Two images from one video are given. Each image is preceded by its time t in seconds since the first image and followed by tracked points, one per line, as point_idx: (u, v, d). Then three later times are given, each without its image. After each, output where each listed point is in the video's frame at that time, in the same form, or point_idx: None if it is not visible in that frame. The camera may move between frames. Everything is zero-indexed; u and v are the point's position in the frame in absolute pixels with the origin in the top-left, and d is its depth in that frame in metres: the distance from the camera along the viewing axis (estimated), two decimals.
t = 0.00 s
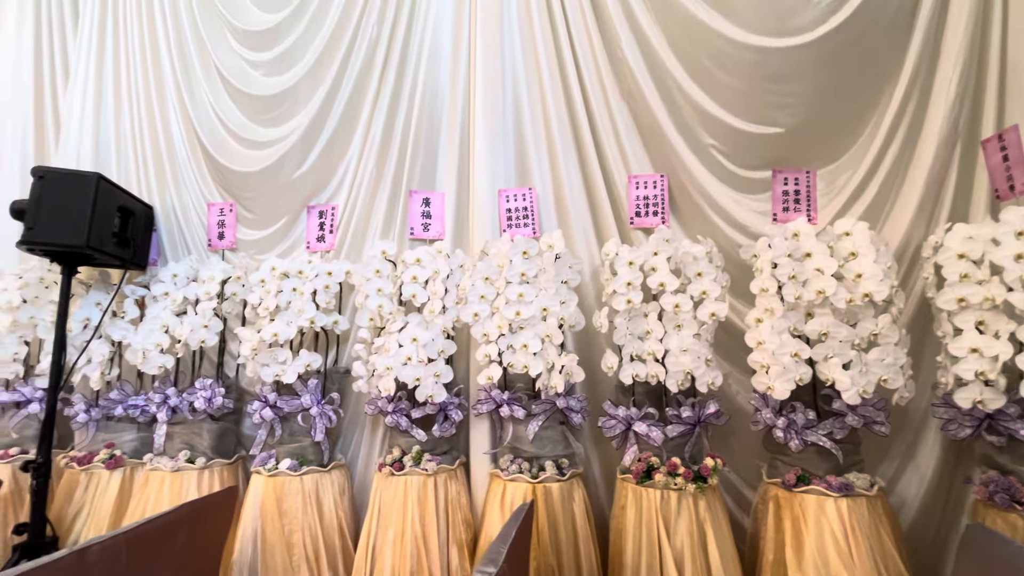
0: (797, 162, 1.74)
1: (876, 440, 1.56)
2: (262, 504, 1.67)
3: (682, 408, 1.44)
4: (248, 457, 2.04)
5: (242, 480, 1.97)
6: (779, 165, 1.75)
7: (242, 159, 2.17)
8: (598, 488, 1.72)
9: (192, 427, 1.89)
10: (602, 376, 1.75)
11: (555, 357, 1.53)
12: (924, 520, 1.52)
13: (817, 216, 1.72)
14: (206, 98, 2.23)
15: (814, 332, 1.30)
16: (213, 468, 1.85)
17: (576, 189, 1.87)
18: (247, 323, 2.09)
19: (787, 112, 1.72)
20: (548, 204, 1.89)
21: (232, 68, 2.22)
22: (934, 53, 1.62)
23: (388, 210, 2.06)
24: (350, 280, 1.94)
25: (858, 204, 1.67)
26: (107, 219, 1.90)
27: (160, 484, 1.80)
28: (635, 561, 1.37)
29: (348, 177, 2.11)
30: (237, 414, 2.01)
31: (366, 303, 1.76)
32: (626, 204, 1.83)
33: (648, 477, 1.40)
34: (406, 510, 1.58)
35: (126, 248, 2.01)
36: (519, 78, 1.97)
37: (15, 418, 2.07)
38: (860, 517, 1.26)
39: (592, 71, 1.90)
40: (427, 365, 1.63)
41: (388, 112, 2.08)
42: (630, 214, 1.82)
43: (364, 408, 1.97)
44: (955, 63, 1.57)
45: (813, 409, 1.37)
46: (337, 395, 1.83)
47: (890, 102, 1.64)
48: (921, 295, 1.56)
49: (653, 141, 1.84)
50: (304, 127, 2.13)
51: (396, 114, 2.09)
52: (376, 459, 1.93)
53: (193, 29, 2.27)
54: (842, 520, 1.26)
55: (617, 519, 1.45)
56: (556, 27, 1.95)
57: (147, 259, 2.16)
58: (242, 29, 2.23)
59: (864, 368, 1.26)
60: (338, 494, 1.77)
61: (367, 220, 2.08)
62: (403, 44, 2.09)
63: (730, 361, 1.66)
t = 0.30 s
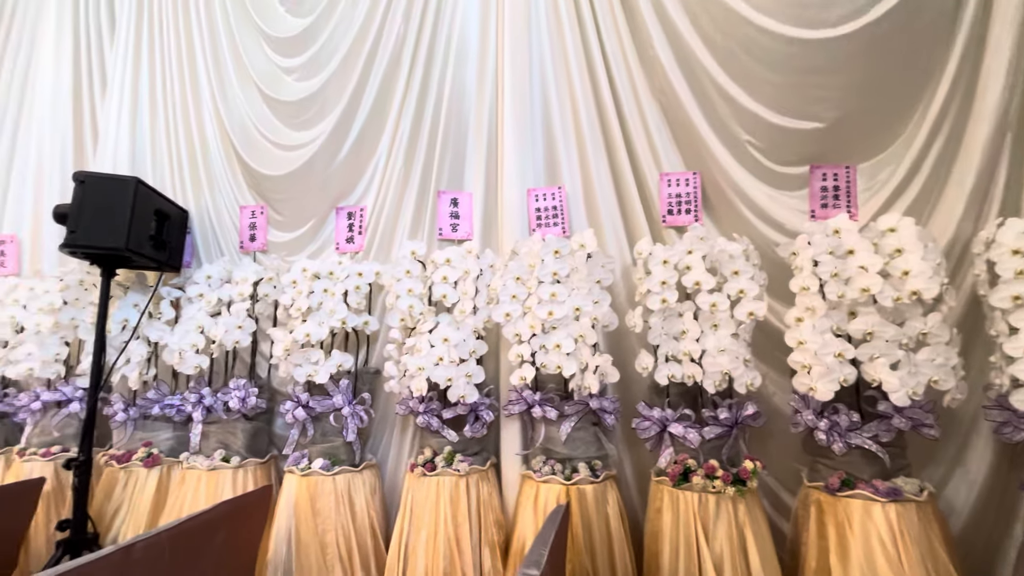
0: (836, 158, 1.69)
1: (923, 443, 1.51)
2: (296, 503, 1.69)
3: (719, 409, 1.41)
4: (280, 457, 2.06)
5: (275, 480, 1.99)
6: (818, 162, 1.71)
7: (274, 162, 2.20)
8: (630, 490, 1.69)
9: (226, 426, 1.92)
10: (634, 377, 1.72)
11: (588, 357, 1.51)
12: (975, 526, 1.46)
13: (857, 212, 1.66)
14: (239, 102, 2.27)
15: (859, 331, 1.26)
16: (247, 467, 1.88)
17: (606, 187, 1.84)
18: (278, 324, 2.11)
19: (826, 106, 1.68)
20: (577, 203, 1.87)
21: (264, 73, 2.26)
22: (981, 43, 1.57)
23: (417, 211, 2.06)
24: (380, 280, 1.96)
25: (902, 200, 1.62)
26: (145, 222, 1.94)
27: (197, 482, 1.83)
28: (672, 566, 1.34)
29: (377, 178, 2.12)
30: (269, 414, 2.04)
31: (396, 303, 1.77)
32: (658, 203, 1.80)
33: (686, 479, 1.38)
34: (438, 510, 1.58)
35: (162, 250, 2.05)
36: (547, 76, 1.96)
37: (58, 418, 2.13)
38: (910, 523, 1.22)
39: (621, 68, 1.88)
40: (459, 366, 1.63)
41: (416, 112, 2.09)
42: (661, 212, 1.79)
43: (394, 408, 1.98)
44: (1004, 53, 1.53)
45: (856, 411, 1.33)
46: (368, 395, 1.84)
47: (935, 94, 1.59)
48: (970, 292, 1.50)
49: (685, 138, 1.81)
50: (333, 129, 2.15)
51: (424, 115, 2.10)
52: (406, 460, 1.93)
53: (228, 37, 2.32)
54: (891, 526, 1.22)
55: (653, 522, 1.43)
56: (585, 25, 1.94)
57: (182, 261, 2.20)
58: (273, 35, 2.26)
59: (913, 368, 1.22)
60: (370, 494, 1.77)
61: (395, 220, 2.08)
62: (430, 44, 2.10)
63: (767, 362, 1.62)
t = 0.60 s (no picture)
0: (881, 150, 1.64)
1: (978, 447, 1.44)
2: (332, 500, 1.71)
3: (760, 410, 1.36)
4: (315, 455, 2.08)
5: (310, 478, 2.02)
6: (862, 154, 1.65)
7: (308, 163, 2.23)
8: (666, 492, 1.65)
9: (262, 424, 1.95)
10: (670, 377, 1.68)
11: (625, 356, 1.49)
12: None
13: (904, 205, 1.60)
14: (273, 105, 2.31)
15: (911, 330, 1.21)
16: (283, 464, 1.91)
17: (640, 184, 1.81)
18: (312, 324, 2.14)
19: (872, 96, 1.62)
20: (610, 201, 1.85)
21: (297, 77, 2.29)
22: None
23: (448, 210, 2.06)
24: (412, 280, 1.97)
25: (952, 193, 1.56)
26: (184, 224, 1.99)
27: (236, 479, 1.87)
28: (713, 570, 1.30)
29: (407, 178, 2.13)
30: (304, 412, 2.07)
31: (429, 303, 1.77)
32: (693, 199, 1.77)
33: (727, 481, 1.34)
34: (473, 510, 1.58)
35: (201, 252, 2.10)
36: (578, 73, 1.94)
37: (102, 415, 2.20)
38: (966, 530, 1.17)
39: (655, 63, 1.86)
40: (492, 365, 1.63)
41: (446, 111, 2.09)
42: (697, 209, 1.75)
43: (427, 407, 1.98)
44: None
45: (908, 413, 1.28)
46: (402, 394, 1.85)
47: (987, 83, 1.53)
48: None
49: (721, 132, 1.77)
50: (365, 129, 2.16)
51: (454, 114, 2.10)
52: (439, 459, 1.94)
53: (262, 41, 2.36)
54: (946, 533, 1.17)
55: (691, 525, 1.40)
56: (616, 21, 1.92)
57: (218, 262, 2.24)
58: (306, 37, 2.29)
59: (971, 368, 1.17)
60: (404, 492, 1.78)
61: (427, 220, 2.09)
62: (460, 43, 2.10)
63: (809, 362, 1.57)
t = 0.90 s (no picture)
0: (935, 141, 1.56)
1: None
2: (370, 499, 1.73)
3: (807, 412, 1.32)
4: (352, 453, 2.11)
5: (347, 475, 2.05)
6: (914, 146, 1.58)
7: (343, 165, 2.26)
8: (706, 496, 1.61)
9: (301, 422, 1.98)
10: (709, 378, 1.64)
11: (665, 355, 1.46)
12: None
13: (960, 198, 1.53)
14: (309, 109, 2.35)
15: (973, 328, 1.15)
16: (322, 462, 1.93)
17: (677, 181, 1.78)
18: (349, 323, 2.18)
19: (927, 84, 1.54)
20: (646, 198, 1.81)
21: (333, 80, 2.33)
22: None
23: (482, 210, 2.06)
24: (446, 280, 1.97)
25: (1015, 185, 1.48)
26: (226, 227, 2.04)
27: (276, 476, 1.90)
28: None
29: (441, 178, 2.14)
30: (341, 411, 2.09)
31: (464, 302, 1.77)
32: (732, 194, 1.72)
33: (773, 485, 1.29)
34: (510, 510, 1.57)
35: (242, 254, 2.15)
36: (612, 69, 1.92)
37: (149, 412, 2.28)
38: None
39: (692, 57, 1.82)
40: (529, 364, 1.63)
41: (480, 111, 2.09)
42: (737, 205, 1.70)
43: (461, 406, 1.99)
44: None
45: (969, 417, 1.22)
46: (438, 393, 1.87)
47: None
48: None
49: (761, 126, 1.72)
50: (399, 131, 2.18)
51: (487, 113, 2.09)
52: (474, 459, 1.94)
53: (296, 47, 2.41)
54: (1013, 543, 1.10)
55: (735, 530, 1.36)
56: (651, 16, 1.89)
57: (257, 263, 2.29)
58: (338, 40, 2.33)
59: None
60: (440, 492, 1.79)
61: (461, 220, 2.09)
62: (493, 43, 2.10)
63: (859, 363, 1.52)
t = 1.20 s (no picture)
0: (988, 131, 1.48)
1: None
2: (403, 496, 1.74)
3: (853, 413, 1.27)
4: (384, 451, 2.13)
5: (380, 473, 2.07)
6: (965, 136, 1.50)
7: (375, 167, 2.29)
8: (745, 500, 1.57)
9: (336, 420, 2.02)
10: (747, 378, 1.60)
11: (702, 354, 1.43)
12: None
13: (1018, 188, 1.44)
14: (340, 111, 2.39)
15: None
16: (356, 459, 1.96)
17: (712, 176, 1.74)
18: (382, 323, 2.20)
19: (978, 72, 1.48)
20: (680, 194, 1.78)
21: (364, 83, 2.36)
22: None
23: (512, 209, 2.05)
24: (477, 279, 1.98)
25: None
26: (263, 229, 2.09)
27: (312, 473, 1.93)
28: None
29: (471, 178, 2.15)
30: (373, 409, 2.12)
31: (496, 301, 1.78)
32: (770, 189, 1.67)
33: (817, 488, 1.25)
34: (544, 509, 1.56)
35: (277, 255, 2.19)
36: (643, 64, 1.89)
37: (191, 408, 2.35)
38: None
39: (726, 51, 1.78)
40: (561, 363, 1.61)
41: (509, 110, 2.09)
42: (775, 200, 1.66)
43: (493, 406, 1.99)
44: None
45: None
46: (469, 393, 1.86)
47: None
48: None
49: (800, 119, 1.67)
50: (430, 131, 2.20)
51: (517, 112, 2.09)
52: (506, 458, 1.93)
53: (326, 54, 2.46)
54: None
55: (777, 534, 1.32)
56: (684, 9, 1.86)
57: (291, 264, 2.33)
58: (367, 45, 2.37)
59: None
60: (472, 490, 1.79)
61: (491, 219, 2.09)
62: (523, 42, 2.10)
63: (908, 363, 1.46)
